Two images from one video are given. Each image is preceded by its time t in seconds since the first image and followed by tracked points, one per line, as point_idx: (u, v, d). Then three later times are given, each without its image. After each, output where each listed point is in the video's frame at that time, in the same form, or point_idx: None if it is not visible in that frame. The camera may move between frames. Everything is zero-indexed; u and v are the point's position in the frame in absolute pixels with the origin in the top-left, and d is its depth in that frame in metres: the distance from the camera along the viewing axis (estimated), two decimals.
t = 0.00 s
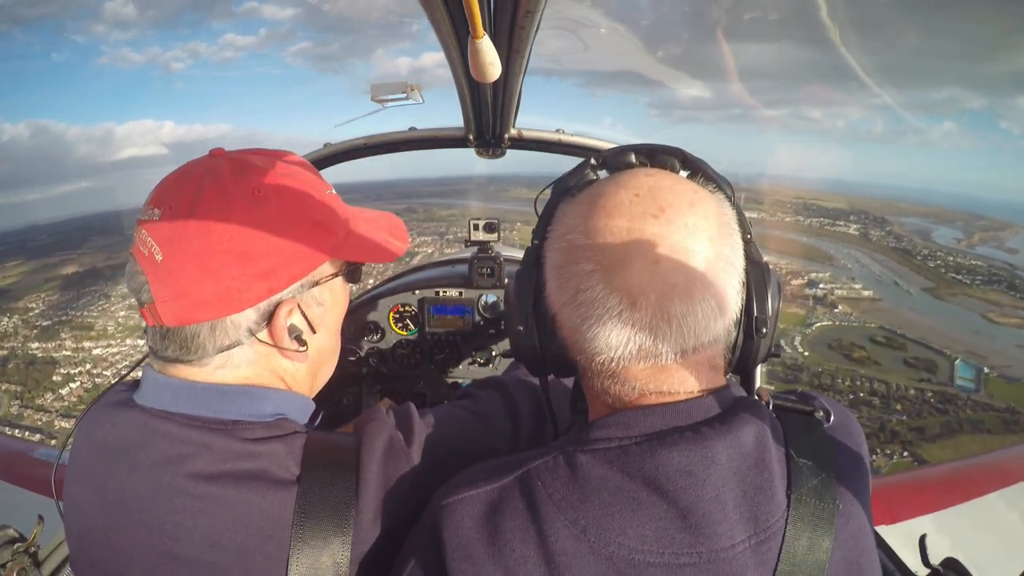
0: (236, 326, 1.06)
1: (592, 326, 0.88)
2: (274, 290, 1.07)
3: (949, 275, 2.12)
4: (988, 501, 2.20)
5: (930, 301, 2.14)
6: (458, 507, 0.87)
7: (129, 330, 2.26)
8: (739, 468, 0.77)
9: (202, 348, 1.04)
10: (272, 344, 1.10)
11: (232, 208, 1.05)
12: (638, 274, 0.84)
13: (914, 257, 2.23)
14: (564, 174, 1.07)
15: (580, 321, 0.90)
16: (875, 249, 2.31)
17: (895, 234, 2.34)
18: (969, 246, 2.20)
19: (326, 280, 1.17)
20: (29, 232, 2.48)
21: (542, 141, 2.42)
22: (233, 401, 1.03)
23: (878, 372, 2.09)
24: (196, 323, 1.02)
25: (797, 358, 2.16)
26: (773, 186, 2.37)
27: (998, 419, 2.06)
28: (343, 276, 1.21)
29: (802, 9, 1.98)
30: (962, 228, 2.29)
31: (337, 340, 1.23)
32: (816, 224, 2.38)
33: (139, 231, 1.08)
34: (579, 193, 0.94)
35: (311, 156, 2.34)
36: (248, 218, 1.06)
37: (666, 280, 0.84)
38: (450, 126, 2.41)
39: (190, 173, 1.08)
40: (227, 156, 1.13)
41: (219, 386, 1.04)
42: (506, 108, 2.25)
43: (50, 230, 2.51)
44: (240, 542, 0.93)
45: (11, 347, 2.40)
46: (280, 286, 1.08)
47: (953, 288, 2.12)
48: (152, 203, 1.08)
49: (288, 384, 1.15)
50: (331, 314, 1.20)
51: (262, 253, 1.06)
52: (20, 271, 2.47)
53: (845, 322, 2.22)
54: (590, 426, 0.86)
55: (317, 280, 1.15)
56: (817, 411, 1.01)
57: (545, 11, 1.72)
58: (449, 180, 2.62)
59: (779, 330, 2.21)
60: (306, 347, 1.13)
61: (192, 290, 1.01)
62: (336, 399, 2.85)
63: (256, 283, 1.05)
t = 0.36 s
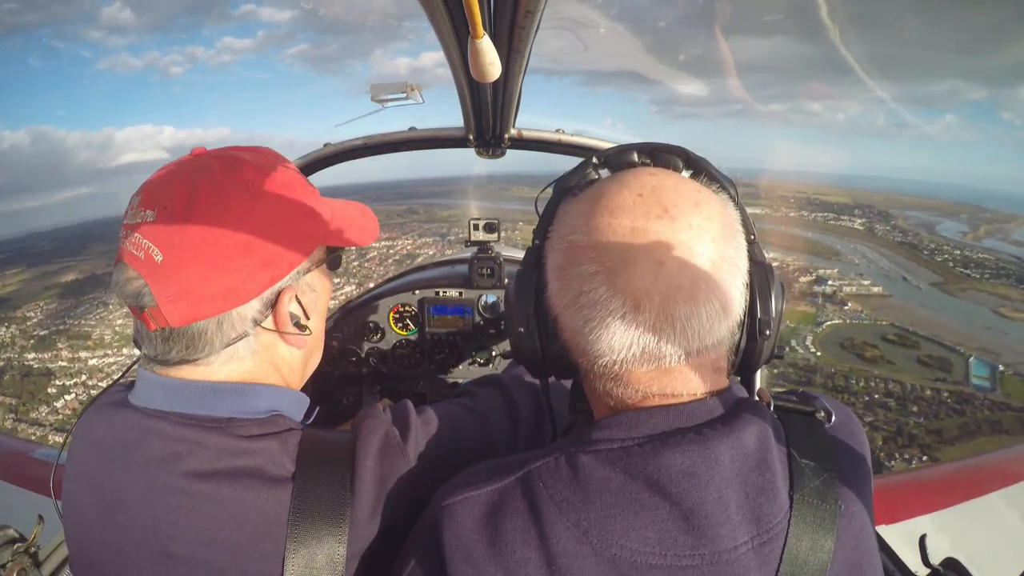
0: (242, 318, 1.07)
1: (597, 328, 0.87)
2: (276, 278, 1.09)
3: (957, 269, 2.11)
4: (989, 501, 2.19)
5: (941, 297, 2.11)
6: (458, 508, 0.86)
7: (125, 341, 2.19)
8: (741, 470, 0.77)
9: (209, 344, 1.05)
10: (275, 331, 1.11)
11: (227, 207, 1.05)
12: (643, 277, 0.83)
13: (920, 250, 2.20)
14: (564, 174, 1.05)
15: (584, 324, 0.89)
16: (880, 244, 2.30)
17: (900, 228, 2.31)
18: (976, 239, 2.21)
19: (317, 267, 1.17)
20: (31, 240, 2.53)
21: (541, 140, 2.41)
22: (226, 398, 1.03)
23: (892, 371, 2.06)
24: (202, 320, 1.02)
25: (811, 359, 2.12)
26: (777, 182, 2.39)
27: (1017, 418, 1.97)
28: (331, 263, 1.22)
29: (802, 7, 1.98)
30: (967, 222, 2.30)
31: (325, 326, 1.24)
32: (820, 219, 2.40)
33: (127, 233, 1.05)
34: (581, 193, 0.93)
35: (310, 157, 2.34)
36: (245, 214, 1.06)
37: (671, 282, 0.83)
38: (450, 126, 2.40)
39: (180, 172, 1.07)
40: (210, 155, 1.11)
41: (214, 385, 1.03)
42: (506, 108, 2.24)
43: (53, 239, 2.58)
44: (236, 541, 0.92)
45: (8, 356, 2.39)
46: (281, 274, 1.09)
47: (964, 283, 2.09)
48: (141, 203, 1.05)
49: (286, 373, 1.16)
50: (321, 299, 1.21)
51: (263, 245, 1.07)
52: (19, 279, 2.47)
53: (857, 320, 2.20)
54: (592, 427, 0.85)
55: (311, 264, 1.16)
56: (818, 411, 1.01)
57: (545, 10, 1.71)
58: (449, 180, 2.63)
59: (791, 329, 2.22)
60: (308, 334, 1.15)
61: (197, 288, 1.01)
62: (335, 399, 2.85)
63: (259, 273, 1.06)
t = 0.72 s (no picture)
0: (245, 316, 1.07)
1: (603, 325, 0.87)
2: (280, 276, 1.09)
3: (966, 272, 2.13)
4: (989, 502, 2.18)
5: (948, 299, 2.12)
6: (462, 507, 0.86)
7: (120, 350, 2.24)
8: (745, 470, 0.77)
9: (212, 343, 1.05)
10: (278, 330, 1.11)
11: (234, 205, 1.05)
12: (650, 274, 0.83)
13: (925, 251, 2.20)
14: (573, 171, 1.05)
15: (591, 321, 0.89)
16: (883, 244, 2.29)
17: (904, 228, 2.31)
18: (981, 239, 2.22)
19: (318, 267, 1.18)
20: (30, 242, 2.49)
21: (542, 140, 2.41)
22: (229, 398, 1.03)
23: (903, 376, 2.04)
24: (205, 318, 1.02)
25: (822, 366, 2.10)
26: (781, 182, 2.39)
27: None
28: (331, 264, 1.23)
29: (802, 6, 1.98)
30: (971, 223, 2.30)
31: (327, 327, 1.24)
32: (824, 220, 2.38)
33: (132, 231, 1.05)
34: (589, 190, 0.94)
35: (310, 157, 2.34)
36: (251, 213, 1.06)
37: (679, 279, 0.83)
38: (450, 126, 2.40)
39: (185, 171, 1.06)
40: (215, 156, 1.12)
41: (216, 385, 1.03)
42: (506, 108, 2.25)
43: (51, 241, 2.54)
44: (238, 541, 0.92)
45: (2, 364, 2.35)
46: (285, 272, 1.10)
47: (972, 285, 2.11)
48: (146, 201, 1.06)
49: (287, 373, 1.15)
50: (323, 300, 1.21)
51: (268, 244, 1.07)
52: (18, 284, 2.46)
53: (868, 324, 2.18)
54: (596, 426, 0.85)
55: (314, 265, 1.17)
56: (821, 414, 1.02)
57: (545, 10, 1.71)
58: (449, 181, 2.64)
59: (800, 334, 2.18)
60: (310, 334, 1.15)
61: (202, 286, 1.01)
62: (336, 399, 2.85)
63: (264, 270, 1.07)
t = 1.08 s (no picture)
0: (238, 324, 1.06)
1: (605, 324, 0.88)
2: (276, 287, 1.07)
3: (968, 275, 2.12)
4: (988, 501, 2.19)
5: (948, 300, 2.13)
6: (464, 504, 0.87)
7: (111, 351, 2.27)
8: (745, 469, 0.77)
9: (204, 345, 1.04)
10: (272, 342, 1.10)
11: (237, 206, 1.05)
12: (651, 274, 0.83)
13: (927, 253, 2.22)
14: (576, 172, 1.06)
15: (592, 320, 0.90)
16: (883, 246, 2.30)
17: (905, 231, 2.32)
18: (981, 241, 2.21)
19: (326, 280, 1.17)
20: (27, 241, 2.43)
21: (542, 141, 2.41)
22: (231, 401, 1.03)
23: (910, 384, 2.07)
24: (196, 322, 1.02)
25: (828, 373, 2.07)
26: (782, 184, 2.38)
27: None
28: (341, 276, 1.21)
29: (803, 5, 1.98)
30: (972, 224, 2.30)
31: (336, 340, 1.24)
32: (823, 222, 2.37)
33: (141, 230, 1.08)
34: (592, 192, 0.94)
35: (311, 156, 2.34)
36: (252, 217, 1.06)
37: (678, 278, 0.83)
38: (450, 126, 2.41)
39: (193, 172, 1.09)
40: (227, 156, 1.13)
41: (221, 387, 1.04)
42: (506, 109, 2.25)
43: (49, 239, 2.47)
44: (241, 542, 0.93)
45: None
46: (282, 285, 1.08)
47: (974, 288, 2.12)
48: (154, 201, 1.08)
49: (288, 383, 1.15)
50: (331, 313, 1.20)
51: (266, 252, 1.06)
52: (16, 281, 2.38)
53: (870, 329, 2.18)
54: (597, 425, 0.86)
55: (318, 279, 1.15)
56: (823, 413, 1.01)
57: (545, 11, 1.71)
58: (442, 182, 2.59)
59: (804, 339, 2.18)
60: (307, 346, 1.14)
61: (197, 289, 1.02)
62: (336, 398, 2.85)
63: (258, 280, 1.05)
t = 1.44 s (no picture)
0: (236, 325, 1.07)
1: (596, 326, 0.89)
2: (274, 289, 1.08)
3: (970, 272, 2.11)
4: (988, 502, 2.19)
5: (951, 298, 2.13)
6: (460, 503, 0.87)
7: (101, 356, 2.26)
8: (738, 469, 0.78)
9: (202, 345, 1.05)
10: (271, 343, 1.11)
11: (232, 210, 1.06)
12: (640, 276, 0.84)
13: (928, 250, 2.20)
14: (565, 178, 1.07)
15: (584, 323, 0.91)
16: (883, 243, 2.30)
17: (905, 226, 2.30)
18: (981, 238, 2.21)
19: (326, 281, 1.17)
20: (25, 242, 2.37)
21: (542, 141, 2.42)
22: (231, 402, 1.04)
23: (917, 386, 2.07)
24: (193, 322, 1.03)
25: (836, 376, 2.08)
26: (781, 180, 2.37)
27: None
28: (342, 278, 1.22)
29: (803, 4, 1.98)
30: (971, 221, 2.29)
31: (336, 342, 1.24)
32: (823, 218, 2.40)
33: (141, 230, 1.09)
34: (581, 197, 0.95)
35: (311, 156, 2.35)
36: (246, 221, 1.06)
37: (666, 280, 0.84)
38: (450, 126, 2.41)
39: (192, 174, 1.09)
40: (228, 159, 1.14)
41: (221, 386, 1.04)
42: (507, 109, 2.25)
43: (47, 239, 2.41)
44: (240, 542, 0.94)
45: None
46: (280, 286, 1.08)
47: (976, 284, 2.10)
48: (154, 202, 1.09)
49: (287, 384, 1.16)
50: (331, 315, 1.21)
51: (262, 254, 1.06)
52: (10, 283, 2.33)
53: (876, 327, 2.18)
54: (590, 425, 0.86)
55: (317, 280, 1.15)
56: (818, 414, 1.01)
57: (545, 11, 1.72)
58: (442, 179, 2.61)
59: (809, 339, 2.16)
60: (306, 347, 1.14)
61: (194, 289, 1.02)
62: (336, 399, 2.85)
63: (256, 282, 1.06)
